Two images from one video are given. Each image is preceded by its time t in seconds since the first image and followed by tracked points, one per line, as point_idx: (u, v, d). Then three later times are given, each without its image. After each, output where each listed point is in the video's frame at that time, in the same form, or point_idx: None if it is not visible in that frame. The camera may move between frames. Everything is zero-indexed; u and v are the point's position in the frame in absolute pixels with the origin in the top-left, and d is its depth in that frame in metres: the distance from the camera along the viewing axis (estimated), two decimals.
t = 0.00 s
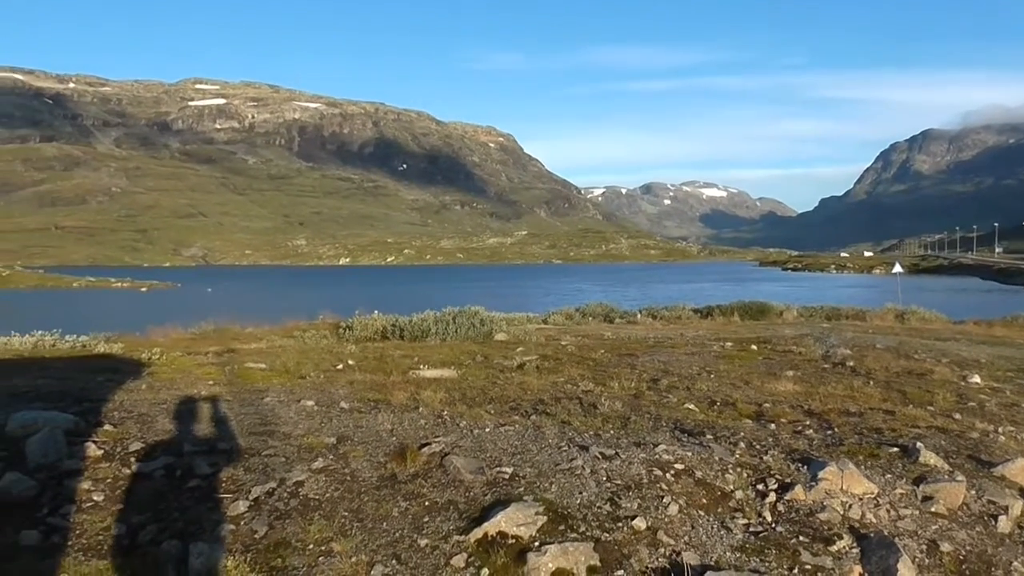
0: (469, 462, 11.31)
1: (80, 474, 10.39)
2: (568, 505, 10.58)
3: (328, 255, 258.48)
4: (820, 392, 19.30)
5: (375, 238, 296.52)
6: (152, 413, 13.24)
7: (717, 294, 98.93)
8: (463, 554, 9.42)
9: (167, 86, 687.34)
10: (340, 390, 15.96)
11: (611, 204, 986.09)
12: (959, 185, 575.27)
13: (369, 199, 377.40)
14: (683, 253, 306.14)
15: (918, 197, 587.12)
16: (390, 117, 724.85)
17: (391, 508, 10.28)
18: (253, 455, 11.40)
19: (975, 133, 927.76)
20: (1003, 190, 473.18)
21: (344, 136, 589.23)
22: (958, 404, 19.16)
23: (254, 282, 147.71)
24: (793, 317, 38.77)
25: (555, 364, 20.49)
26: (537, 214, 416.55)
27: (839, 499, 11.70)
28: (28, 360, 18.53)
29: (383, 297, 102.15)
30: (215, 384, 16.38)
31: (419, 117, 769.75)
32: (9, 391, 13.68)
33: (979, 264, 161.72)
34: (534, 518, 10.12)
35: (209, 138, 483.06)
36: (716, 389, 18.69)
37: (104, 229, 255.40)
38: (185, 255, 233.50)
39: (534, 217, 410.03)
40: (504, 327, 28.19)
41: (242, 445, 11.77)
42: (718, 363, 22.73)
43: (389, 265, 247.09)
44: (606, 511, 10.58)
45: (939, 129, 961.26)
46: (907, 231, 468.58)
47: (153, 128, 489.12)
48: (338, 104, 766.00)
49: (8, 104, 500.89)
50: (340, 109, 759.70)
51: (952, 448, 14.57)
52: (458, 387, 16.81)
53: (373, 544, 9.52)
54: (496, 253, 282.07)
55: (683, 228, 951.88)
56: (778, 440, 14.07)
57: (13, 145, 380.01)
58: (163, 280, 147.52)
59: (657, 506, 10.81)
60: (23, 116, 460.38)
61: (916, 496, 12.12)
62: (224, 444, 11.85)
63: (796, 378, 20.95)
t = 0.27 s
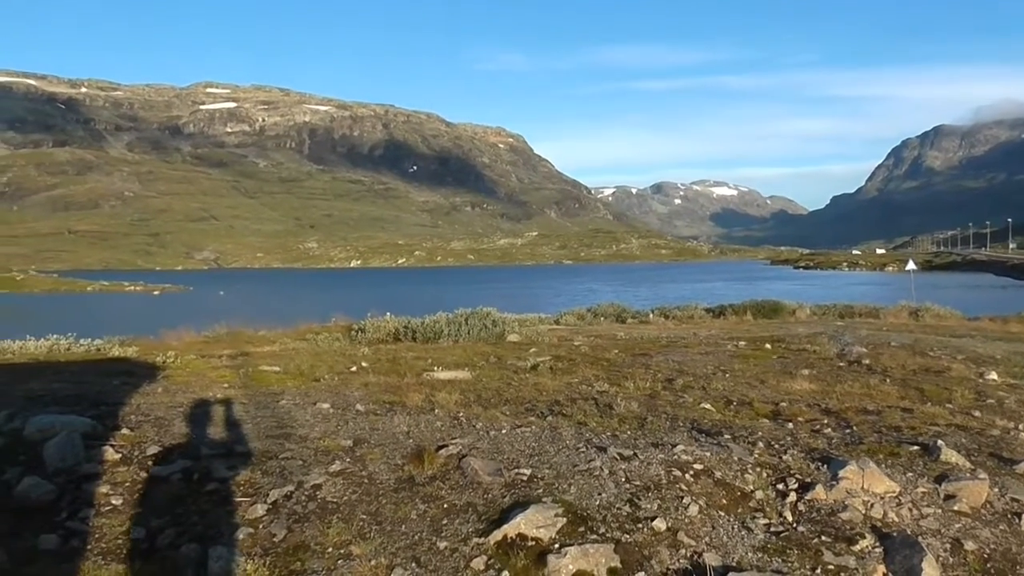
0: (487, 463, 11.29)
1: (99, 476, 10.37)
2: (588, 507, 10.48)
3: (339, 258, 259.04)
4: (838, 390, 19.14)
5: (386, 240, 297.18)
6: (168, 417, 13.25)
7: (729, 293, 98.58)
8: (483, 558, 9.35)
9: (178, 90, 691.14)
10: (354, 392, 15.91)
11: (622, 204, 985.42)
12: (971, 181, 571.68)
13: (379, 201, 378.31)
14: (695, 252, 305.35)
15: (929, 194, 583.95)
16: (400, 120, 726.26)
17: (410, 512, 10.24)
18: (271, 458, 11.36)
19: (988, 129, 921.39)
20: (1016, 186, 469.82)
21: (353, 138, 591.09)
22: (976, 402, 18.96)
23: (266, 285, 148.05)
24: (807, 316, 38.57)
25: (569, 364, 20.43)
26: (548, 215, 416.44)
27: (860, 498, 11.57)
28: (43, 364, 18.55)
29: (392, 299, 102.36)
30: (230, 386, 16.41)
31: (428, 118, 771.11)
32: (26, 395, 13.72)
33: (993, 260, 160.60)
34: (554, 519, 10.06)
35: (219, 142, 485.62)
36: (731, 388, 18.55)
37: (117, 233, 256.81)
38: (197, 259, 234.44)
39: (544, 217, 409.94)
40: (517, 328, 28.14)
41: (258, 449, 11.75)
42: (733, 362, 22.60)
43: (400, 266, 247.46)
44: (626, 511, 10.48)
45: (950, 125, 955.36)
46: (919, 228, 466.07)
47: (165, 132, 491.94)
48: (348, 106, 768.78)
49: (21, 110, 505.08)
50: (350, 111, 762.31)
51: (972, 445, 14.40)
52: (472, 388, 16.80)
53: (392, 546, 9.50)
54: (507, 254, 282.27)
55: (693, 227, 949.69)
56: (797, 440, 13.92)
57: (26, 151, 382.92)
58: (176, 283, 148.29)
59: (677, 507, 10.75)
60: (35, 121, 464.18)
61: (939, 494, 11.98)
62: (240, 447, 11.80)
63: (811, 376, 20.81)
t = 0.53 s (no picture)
0: (506, 467, 11.20)
1: (119, 481, 10.37)
2: (607, 511, 10.41)
3: (350, 262, 259.39)
4: (856, 392, 18.96)
5: (397, 244, 297.60)
6: (185, 420, 13.21)
7: (742, 296, 98.09)
8: (502, 563, 9.25)
9: (190, 96, 695.54)
10: (371, 396, 15.89)
11: (633, 207, 985.03)
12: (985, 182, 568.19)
13: (390, 206, 379.03)
14: (707, 255, 304.36)
15: (941, 195, 581.25)
16: (411, 124, 728.44)
17: (429, 516, 10.19)
18: (289, 464, 11.35)
19: (1001, 130, 915.33)
20: None
21: (364, 143, 593.01)
22: (996, 404, 18.75)
23: (278, 289, 148.47)
24: (820, 318, 38.35)
25: (584, 368, 20.31)
26: (559, 218, 416.05)
27: (884, 502, 11.42)
28: (60, 368, 18.62)
29: (401, 304, 102.49)
30: (246, 391, 16.35)
31: (439, 123, 773.24)
32: (43, 400, 13.72)
33: (1009, 261, 159.24)
34: (574, 524, 9.98)
35: (231, 148, 488.26)
36: (748, 391, 18.43)
37: (130, 238, 258.08)
38: (210, 265, 235.25)
39: (555, 221, 409.66)
40: (529, 332, 28.07)
41: (275, 454, 11.71)
42: (748, 365, 22.45)
43: (411, 270, 247.61)
44: (646, 517, 10.39)
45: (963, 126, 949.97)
46: (932, 229, 463.34)
47: (177, 138, 495.16)
48: (359, 111, 771.76)
49: (35, 116, 509.60)
50: (361, 117, 765.11)
51: (995, 448, 14.20)
52: (488, 392, 16.75)
53: (413, 551, 9.42)
54: (519, 257, 282.17)
55: (704, 230, 947.71)
56: (816, 443, 13.78)
57: (40, 157, 386.04)
58: (189, 288, 148.98)
59: (697, 510, 10.64)
60: (49, 128, 467.63)
61: (962, 498, 11.82)
62: (257, 451, 11.76)
63: (828, 379, 20.63)
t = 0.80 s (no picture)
0: (522, 471, 11.13)
1: (134, 484, 10.32)
2: (625, 515, 10.29)
3: (360, 264, 259.61)
4: (871, 395, 18.82)
5: (407, 246, 297.94)
6: (200, 423, 13.20)
7: (753, 298, 97.64)
8: (520, 567, 9.17)
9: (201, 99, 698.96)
10: (384, 398, 15.83)
11: (642, 208, 984.29)
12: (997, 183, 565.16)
13: (400, 208, 379.65)
14: (717, 257, 303.62)
15: (951, 197, 578.03)
16: (420, 127, 729.73)
17: (445, 519, 10.09)
18: (305, 465, 11.29)
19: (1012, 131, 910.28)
20: None
21: (373, 146, 594.33)
22: (1013, 406, 18.54)
23: (287, 292, 148.94)
24: (832, 320, 38.12)
25: (596, 371, 20.22)
26: (569, 220, 415.67)
27: (905, 505, 11.29)
28: (73, 371, 18.67)
29: (410, 306, 102.24)
30: (259, 394, 16.29)
31: (448, 125, 774.64)
32: (60, 403, 13.74)
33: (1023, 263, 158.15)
34: (592, 527, 9.89)
35: (241, 151, 490.23)
36: (762, 394, 18.30)
37: (141, 241, 259.23)
38: (220, 267, 235.81)
39: (565, 223, 409.32)
40: (540, 334, 27.99)
41: (290, 458, 11.63)
42: (762, 367, 22.32)
43: (421, 273, 247.79)
44: (665, 519, 10.30)
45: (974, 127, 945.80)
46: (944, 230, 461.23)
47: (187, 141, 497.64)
48: (369, 114, 773.89)
49: (47, 120, 513.19)
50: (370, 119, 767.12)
51: (1014, 451, 14.04)
52: (501, 395, 16.63)
53: (429, 554, 9.34)
54: (528, 259, 282.12)
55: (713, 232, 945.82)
56: (834, 446, 13.62)
57: (52, 161, 388.67)
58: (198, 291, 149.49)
59: (716, 514, 10.54)
60: (61, 131, 470.93)
61: (983, 501, 11.68)
62: (271, 456, 11.69)
63: (842, 381, 20.46)
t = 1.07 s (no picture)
0: (536, 471, 11.03)
1: (146, 485, 10.26)
2: (641, 516, 10.21)
3: (368, 263, 259.72)
4: (884, 396, 18.67)
5: (414, 245, 298.05)
6: (210, 423, 13.15)
7: (760, 298, 97.26)
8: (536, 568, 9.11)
9: (210, 99, 701.32)
10: (395, 398, 15.75)
11: (650, 208, 983.28)
12: (1007, 184, 562.42)
13: (408, 207, 379.79)
14: (725, 256, 302.87)
15: (960, 198, 577.00)
16: (428, 126, 730.46)
17: (460, 519, 10.04)
18: (318, 465, 11.23)
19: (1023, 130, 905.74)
20: None
21: (381, 145, 595.18)
22: None
23: (294, 291, 149.35)
24: (841, 320, 37.93)
25: (606, 371, 20.12)
26: (577, 219, 414.97)
27: (922, 508, 11.17)
28: (83, 371, 18.65)
29: (417, 305, 102.36)
30: (270, 393, 16.25)
31: (456, 124, 775.06)
32: (70, 403, 13.71)
33: None
34: (607, 530, 9.78)
35: (249, 150, 491.44)
36: (774, 394, 18.18)
37: (150, 240, 259.98)
38: (229, 266, 236.20)
39: (573, 222, 408.91)
40: (549, 333, 27.91)
41: (302, 457, 11.59)
42: (773, 368, 22.16)
43: (429, 272, 247.80)
44: (680, 521, 10.19)
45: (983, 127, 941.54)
46: (954, 231, 459.36)
47: (196, 140, 499.39)
48: (377, 113, 775.20)
49: (57, 119, 515.61)
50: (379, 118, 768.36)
51: None
52: (512, 395, 16.52)
53: (443, 555, 9.28)
54: (536, 258, 282.01)
55: (721, 231, 944.32)
56: (848, 447, 13.53)
57: (62, 160, 390.59)
58: (206, 290, 149.90)
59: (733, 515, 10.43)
60: (71, 131, 472.72)
61: (1001, 505, 11.53)
62: (281, 455, 11.61)
63: (855, 382, 20.30)
